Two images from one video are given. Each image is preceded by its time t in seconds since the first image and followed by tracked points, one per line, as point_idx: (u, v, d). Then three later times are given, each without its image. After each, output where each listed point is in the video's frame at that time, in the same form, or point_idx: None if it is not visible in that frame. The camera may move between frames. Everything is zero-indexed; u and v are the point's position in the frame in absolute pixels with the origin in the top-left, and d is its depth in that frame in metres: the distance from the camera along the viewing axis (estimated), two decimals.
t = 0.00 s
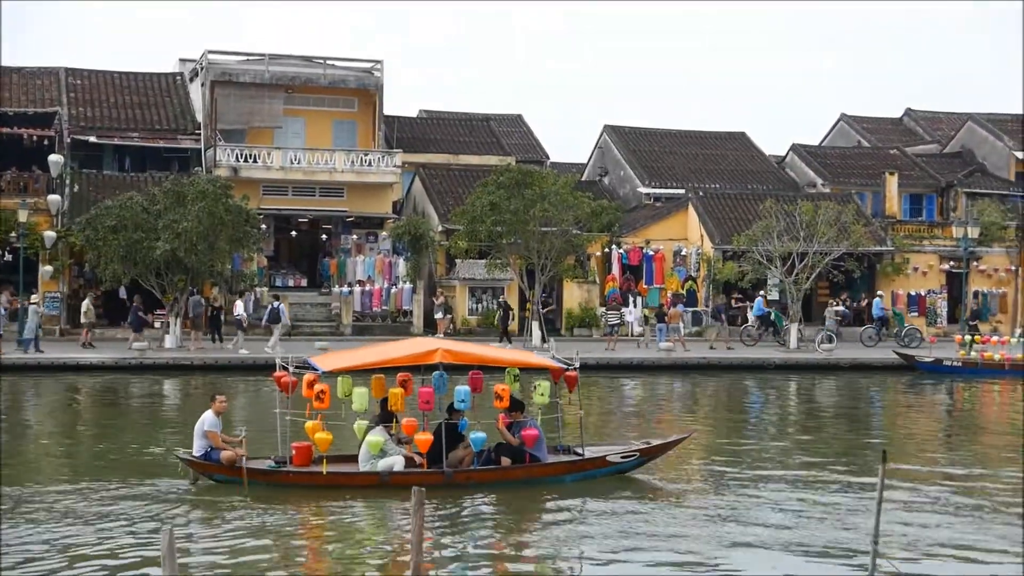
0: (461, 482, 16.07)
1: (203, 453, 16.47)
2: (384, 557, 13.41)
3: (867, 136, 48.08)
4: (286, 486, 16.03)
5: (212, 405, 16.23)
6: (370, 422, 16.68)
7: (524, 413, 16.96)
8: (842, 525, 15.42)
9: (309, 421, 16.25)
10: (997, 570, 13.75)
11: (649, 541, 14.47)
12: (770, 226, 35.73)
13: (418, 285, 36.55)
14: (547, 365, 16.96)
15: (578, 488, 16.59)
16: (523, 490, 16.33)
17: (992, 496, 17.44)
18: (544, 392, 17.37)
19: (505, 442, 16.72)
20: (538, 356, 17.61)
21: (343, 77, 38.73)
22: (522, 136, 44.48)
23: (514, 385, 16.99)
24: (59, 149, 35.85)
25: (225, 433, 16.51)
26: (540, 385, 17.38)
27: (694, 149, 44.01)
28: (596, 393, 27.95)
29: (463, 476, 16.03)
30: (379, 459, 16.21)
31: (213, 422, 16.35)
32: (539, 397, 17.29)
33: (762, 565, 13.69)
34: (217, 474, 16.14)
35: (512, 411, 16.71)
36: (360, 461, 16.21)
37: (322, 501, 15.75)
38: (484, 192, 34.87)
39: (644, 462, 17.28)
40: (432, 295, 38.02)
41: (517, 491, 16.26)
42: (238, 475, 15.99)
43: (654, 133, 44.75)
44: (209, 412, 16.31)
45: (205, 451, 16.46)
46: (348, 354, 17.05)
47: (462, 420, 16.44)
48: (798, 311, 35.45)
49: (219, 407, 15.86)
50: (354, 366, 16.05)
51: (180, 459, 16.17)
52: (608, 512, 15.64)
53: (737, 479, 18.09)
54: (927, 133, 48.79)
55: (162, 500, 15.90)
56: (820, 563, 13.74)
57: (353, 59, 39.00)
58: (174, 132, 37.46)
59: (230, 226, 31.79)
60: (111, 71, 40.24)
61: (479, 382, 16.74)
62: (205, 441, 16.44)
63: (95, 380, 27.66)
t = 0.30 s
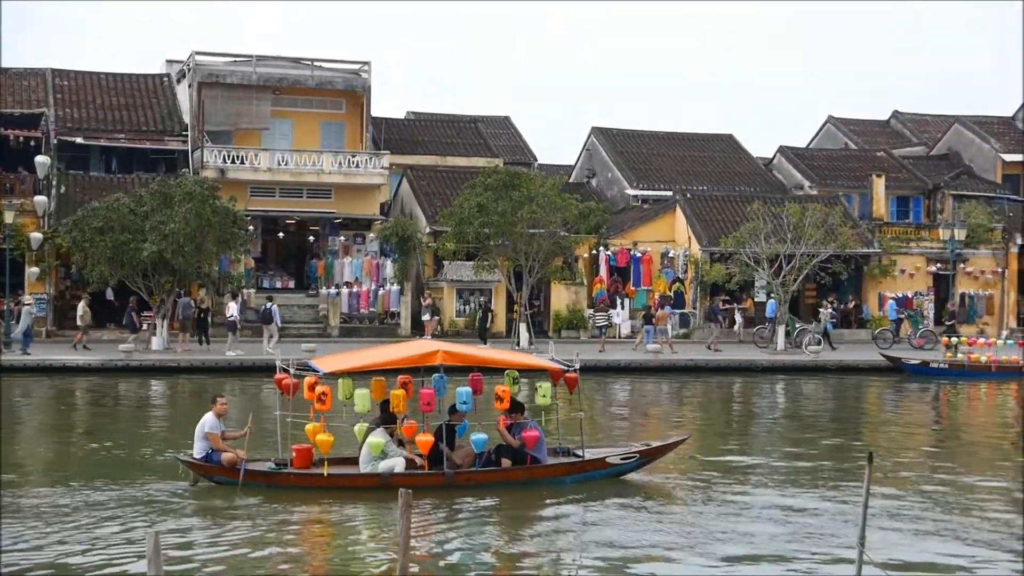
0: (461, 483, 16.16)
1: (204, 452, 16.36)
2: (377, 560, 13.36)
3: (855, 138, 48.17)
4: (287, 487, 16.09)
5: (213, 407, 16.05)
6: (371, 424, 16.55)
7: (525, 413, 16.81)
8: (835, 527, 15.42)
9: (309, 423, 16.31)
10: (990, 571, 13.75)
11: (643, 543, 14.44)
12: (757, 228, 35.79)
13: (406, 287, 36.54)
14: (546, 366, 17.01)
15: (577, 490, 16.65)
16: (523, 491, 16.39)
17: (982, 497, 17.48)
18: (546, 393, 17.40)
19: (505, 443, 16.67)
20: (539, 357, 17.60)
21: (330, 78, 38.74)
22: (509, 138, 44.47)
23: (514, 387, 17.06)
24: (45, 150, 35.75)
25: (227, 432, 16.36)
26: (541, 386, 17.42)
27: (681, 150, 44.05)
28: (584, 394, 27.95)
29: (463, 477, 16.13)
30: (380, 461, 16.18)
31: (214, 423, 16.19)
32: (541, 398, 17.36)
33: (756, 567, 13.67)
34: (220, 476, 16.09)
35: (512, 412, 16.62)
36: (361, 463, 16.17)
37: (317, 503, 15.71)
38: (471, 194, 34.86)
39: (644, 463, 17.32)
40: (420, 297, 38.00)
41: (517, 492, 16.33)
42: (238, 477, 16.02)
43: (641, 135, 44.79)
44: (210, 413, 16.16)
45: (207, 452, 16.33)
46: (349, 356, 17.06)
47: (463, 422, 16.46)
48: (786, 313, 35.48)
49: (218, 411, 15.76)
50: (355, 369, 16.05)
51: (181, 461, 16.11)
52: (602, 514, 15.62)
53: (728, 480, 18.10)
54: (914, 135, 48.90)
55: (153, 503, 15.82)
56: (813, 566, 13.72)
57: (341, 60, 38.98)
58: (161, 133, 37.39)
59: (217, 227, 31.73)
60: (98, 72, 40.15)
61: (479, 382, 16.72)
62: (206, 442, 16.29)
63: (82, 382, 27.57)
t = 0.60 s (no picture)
0: (458, 483, 16.12)
1: (201, 454, 16.36)
2: (366, 562, 13.33)
3: (839, 139, 48.28)
4: (286, 488, 16.05)
5: (211, 407, 16.12)
6: (368, 425, 16.65)
7: (521, 413, 16.94)
8: (825, 526, 15.44)
9: (307, 423, 16.36)
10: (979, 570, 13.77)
11: (633, 543, 14.43)
12: (742, 228, 35.83)
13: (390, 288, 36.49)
14: (542, 366, 17.08)
15: (573, 490, 16.64)
16: (520, 491, 16.35)
17: (970, 496, 17.53)
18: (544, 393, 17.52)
19: (502, 443, 16.69)
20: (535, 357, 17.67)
21: (314, 79, 38.67)
22: (494, 139, 44.45)
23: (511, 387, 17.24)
24: (27, 150, 35.61)
25: (223, 433, 16.41)
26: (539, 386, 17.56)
27: (666, 151, 44.08)
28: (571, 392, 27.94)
29: (460, 477, 16.09)
30: (378, 462, 16.23)
31: (212, 423, 16.25)
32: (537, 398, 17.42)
33: (745, 567, 13.67)
34: (217, 477, 16.10)
35: (508, 412, 16.75)
36: (358, 463, 16.21)
37: (307, 504, 15.68)
38: (456, 194, 34.82)
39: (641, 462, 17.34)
40: (405, 298, 37.97)
41: (513, 492, 16.29)
42: (235, 477, 16.02)
43: (626, 135, 44.81)
44: (207, 413, 16.23)
45: (203, 453, 16.31)
46: (347, 357, 17.06)
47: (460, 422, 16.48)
48: (770, 313, 35.51)
49: (218, 407, 15.86)
50: (354, 370, 16.05)
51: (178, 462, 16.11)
52: (593, 514, 15.61)
53: (718, 480, 18.11)
54: (898, 136, 49.04)
55: (142, 504, 15.78)
56: (802, 565, 13.73)
57: (325, 60, 38.91)
58: (145, 133, 37.28)
59: (201, 227, 31.64)
60: (81, 72, 40.01)
61: (476, 382, 16.79)
62: (203, 442, 16.30)
63: (66, 383, 27.47)
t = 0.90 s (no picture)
0: (457, 482, 16.22)
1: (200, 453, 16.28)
2: (355, 562, 13.32)
3: (824, 138, 48.41)
4: (287, 488, 16.09)
5: (210, 407, 15.99)
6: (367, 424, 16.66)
7: (519, 413, 16.95)
8: (813, 525, 15.48)
9: (306, 424, 16.40)
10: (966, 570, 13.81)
11: (622, 542, 14.46)
12: (726, 227, 35.90)
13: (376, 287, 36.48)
14: (540, 365, 17.16)
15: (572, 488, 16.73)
16: (518, 490, 16.46)
17: (956, 496, 17.61)
18: (541, 392, 17.63)
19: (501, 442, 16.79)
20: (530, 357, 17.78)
21: (300, 78, 38.64)
22: (479, 138, 44.48)
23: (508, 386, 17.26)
24: (11, 150, 35.50)
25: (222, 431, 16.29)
26: (536, 385, 17.66)
27: (651, 151, 44.14)
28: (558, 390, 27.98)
29: (459, 476, 16.19)
30: (376, 461, 16.22)
31: (212, 423, 16.15)
32: (534, 398, 17.61)
33: (734, 565, 13.70)
34: (214, 477, 16.04)
35: (507, 411, 16.83)
36: (357, 463, 16.20)
37: (298, 504, 15.69)
38: (441, 194, 34.83)
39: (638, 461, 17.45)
40: (390, 297, 37.97)
41: (512, 491, 16.39)
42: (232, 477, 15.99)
43: (612, 135, 44.86)
44: (207, 413, 16.11)
45: (202, 453, 16.22)
46: (344, 357, 17.11)
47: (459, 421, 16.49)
48: (755, 312, 35.58)
49: (216, 408, 15.74)
50: (353, 369, 16.10)
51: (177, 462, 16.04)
52: (584, 513, 15.64)
53: (706, 479, 18.17)
54: (883, 135, 49.20)
55: (131, 505, 15.76)
56: (791, 564, 13.77)
57: (310, 60, 38.86)
58: (129, 132, 37.22)
59: (186, 227, 31.59)
60: (65, 71, 39.92)
61: (473, 381, 16.89)
62: (203, 442, 16.20)
63: (52, 383, 27.42)
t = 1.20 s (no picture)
0: (451, 481, 16.24)
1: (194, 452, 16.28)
2: (343, 562, 13.31)
3: (804, 138, 48.52)
4: (282, 486, 16.07)
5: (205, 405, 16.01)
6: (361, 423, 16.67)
7: (513, 412, 17.07)
8: (797, 524, 15.51)
9: (299, 422, 16.36)
10: (949, 569, 13.85)
11: (607, 540, 14.46)
12: (707, 226, 35.94)
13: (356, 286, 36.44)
14: (533, 364, 17.18)
15: (565, 486, 16.76)
16: (512, 489, 16.49)
17: (939, 496, 17.67)
18: (535, 391, 17.67)
19: (494, 440, 16.81)
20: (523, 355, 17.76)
21: (280, 76, 38.53)
22: (460, 137, 44.47)
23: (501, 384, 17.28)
24: None
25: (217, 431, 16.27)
26: (530, 384, 17.69)
27: (632, 150, 44.19)
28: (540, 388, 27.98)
29: (453, 475, 16.21)
30: (370, 459, 16.29)
31: (205, 422, 16.11)
32: (529, 396, 17.64)
33: (717, 563, 13.71)
34: (208, 476, 16.02)
35: (502, 410, 16.84)
36: (352, 461, 16.28)
37: (284, 504, 15.66)
38: (422, 192, 34.73)
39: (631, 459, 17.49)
40: (371, 296, 37.91)
41: (505, 490, 16.42)
42: (227, 476, 15.97)
43: (592, 134, 44.88)
44: (201, 412, 16.11)
45: (196, 452, 16.23)
46: (337, 355, 17.11)
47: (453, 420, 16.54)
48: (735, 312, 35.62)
49: (211, 406, 15.77)
50: (347, 368, 16.09)
51: (170, 459, 16.06)
52: (570, 511, 15.64)
53: (689, 477, 18.19)
54: (862, 135, 49.37)
55: (118, 504, 15.72)
56: (775, 563, 13.78)
57: (291, 58, 38.76)
58: (109, 130, 37.10)
59: (166, 226, 31.48)
60: (45, 69, 39.77)
61: (465, 379, 16.87)
62: (197, 441, 16.17)
63: (32, 382, 27.31)
